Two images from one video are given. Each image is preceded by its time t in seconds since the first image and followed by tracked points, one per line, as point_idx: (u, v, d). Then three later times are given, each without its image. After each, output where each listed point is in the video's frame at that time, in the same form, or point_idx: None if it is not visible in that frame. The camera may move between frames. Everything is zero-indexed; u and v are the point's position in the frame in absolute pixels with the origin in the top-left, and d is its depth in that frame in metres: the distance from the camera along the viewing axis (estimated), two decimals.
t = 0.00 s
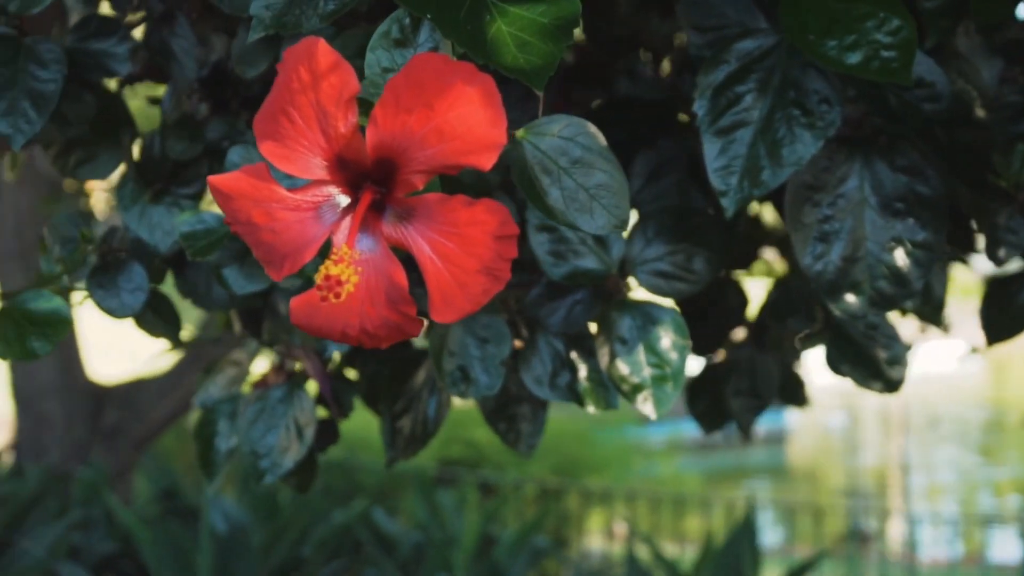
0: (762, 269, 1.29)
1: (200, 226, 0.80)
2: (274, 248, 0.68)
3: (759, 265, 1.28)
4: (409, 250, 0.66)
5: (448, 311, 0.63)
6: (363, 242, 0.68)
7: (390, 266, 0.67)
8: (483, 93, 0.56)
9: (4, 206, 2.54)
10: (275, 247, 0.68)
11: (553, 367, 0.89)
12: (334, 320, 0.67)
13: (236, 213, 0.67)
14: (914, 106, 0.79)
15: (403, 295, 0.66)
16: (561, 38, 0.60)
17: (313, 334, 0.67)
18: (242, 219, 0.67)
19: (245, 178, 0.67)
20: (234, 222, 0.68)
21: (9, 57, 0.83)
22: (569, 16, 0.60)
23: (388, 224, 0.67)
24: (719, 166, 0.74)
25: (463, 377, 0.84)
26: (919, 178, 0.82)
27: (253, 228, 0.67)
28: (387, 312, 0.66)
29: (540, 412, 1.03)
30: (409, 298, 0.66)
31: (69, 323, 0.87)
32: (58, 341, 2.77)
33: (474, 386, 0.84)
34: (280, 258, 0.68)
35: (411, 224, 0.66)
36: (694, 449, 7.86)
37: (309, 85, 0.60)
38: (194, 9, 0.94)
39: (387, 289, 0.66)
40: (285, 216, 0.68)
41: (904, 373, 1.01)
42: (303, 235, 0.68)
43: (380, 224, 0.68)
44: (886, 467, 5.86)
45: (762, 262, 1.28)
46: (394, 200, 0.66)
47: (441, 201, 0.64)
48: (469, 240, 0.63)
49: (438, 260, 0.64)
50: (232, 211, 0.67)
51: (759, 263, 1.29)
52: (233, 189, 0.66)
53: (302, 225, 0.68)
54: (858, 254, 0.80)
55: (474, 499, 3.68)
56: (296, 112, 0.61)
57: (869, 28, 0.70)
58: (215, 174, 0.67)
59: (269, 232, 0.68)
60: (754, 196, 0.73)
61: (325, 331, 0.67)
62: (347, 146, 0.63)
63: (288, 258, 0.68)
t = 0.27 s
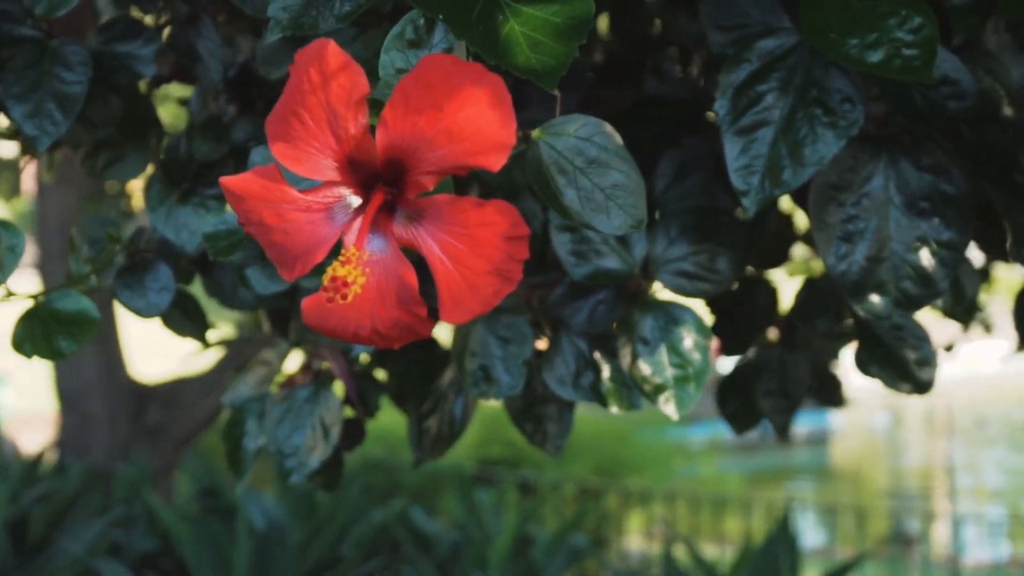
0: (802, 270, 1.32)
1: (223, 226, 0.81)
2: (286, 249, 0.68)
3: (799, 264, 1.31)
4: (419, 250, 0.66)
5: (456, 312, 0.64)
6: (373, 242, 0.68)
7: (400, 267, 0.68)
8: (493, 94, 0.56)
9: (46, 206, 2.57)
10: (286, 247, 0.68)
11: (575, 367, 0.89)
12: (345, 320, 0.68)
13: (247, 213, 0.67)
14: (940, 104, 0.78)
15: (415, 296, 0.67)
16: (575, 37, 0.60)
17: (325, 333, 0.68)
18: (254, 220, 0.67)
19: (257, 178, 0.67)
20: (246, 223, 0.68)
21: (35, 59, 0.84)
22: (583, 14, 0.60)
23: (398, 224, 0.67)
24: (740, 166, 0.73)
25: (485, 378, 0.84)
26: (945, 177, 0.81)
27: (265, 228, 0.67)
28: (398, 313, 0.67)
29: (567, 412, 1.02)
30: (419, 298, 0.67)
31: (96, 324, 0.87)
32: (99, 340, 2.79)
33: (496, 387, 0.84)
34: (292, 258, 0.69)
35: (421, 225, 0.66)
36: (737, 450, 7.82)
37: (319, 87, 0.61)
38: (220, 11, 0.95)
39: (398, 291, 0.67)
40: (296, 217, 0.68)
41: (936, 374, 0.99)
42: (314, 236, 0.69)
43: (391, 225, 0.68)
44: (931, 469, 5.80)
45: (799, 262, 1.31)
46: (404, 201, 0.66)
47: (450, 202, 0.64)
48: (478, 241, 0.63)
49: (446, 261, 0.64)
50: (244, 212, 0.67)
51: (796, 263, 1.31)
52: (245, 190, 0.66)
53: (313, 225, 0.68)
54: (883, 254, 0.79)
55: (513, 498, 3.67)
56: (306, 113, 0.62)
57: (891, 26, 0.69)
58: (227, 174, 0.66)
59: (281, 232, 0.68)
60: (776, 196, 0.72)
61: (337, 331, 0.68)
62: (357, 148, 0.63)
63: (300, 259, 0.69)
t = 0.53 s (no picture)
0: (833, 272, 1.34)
1: (243, 225, 0.82)
2: (297, 249, 0.68)
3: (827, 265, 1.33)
4: (429, 251, 0.67)
5: (466, 311, 0.64)
6: (383, 243, 0.68)
7: (409, 268, 0.68)
8: (501, 95, 0.56)
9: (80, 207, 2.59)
10: (297, 248, 0.69)
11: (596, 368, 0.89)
12: (354, 319, 0.67)
13: (258, 214, 0.68)
14: (962, 104, 0.78)
15: (425, 295, 0.67)
16: (587, 37, 0.60)
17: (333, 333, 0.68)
18: (264, 221, 0.68)
19: (268, 180, 0.67)
20: (258, 223, 0.68)
21: (59, 62, 0.85)
22: (596, 14, 0.60)
23: (409, 225, 0.68)
24: (759, 166, 0.73)
25: (505, 378, 0.84)
26: (967, 177, 0.81)
27: (276, 229, 0.68)
28: (407, 313, 0.67)
29: (590, 412, 1.03)
30: (429, 299, 0.67)
31: (118, 324, 0.88)
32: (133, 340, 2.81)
33: (516, 387, 0.84)
34: (302, 258, 0.69)
35: (432, 226, 0.66)
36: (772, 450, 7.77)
37: (329, 88, 0.62)
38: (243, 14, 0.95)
39: (408, 291, 0.67)
40: (307, 219, 0.68)
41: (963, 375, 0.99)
42: (324, 236, 0.69)
43: (401, 225, 0.68)
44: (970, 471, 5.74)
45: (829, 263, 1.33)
46: (415, 201, 0.67)
47: (461, 203, 0.64)
48: (489, 241, 0.63)
49: (457, 261, 0.64)
50: (255, 213, 0.68)
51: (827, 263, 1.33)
52: (257, 191, 0.67)
53: (324, 226, 0.69)
54: (904, 254, 0.79)
55: (546, 498, 3.66)
56: (316, 114, 0.63)
57: (910, 24, 0.69)
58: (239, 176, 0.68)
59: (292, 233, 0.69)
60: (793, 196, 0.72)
61: (346, 332, 0.68)
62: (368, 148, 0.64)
63: (311, 259, 0.69)
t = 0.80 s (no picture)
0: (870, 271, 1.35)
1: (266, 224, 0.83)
2: (311, 249, 0.69)
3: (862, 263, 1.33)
4: (442, 251, 0.67)
5: (478, 311, 0.64)
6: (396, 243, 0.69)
7: (421, 267, 0.68)
8: (513, 95, 0.57)
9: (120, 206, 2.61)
10: (312, 248, 0.69)
11: (619, 368, 0.88)
12: (368, 319, 0.68)
13: (273, 214, 0.69)
14: (988, 102, 0.77)
15: (437, 295, 0.67)
16: (602, 37, 0.60)
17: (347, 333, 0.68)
18: (279, 221, 0.69)
19: (282, 181, 0.68)
20: (275, 224, 0.69)
21: (87, 63, 0.86)
22: (611, 13, 0.60)
23: (421, 225, 0.68)
24: (781, 165, 0.72)
25: (527, 377, 0.84)
26: (993, 175, 0.80)
27: (291, 230, 0.69)
28: (420, 313, 0.67)
29: (617, 412, 1.02)
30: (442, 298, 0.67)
31: (146, 323, 0.89)
32: (173, 339, 2.83)
33: (538, 386, 0.84)
34: (317, 259, 0.70)
35: (444, 226, 0.66)
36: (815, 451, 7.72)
37: (343, 88, 0.63)
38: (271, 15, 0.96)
39: (421, 290, 0.67)
40: (321, 219, 0.69)
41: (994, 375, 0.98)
42: (338, 236, 0.70)
43: (414, 225, 0.68)
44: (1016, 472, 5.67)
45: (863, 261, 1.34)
46: (428, 202, 0.67)
47: (472, 203, 0.64)
48: (500, 242, 0.63)
49: (469, 261, 0.64)
50: (270, 213, 0.69)
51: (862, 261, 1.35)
52: (271, 192, 0.68)
53: (337, 226, 0.69)
54: (929, 253, 0.78)
55: (584, 498, 3.65)
56: (329, 115, 0.64)
57: (932, 22, 0.68)
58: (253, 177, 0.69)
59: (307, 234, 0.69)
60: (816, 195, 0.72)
61: (362, 331, 0.68)
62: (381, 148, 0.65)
63: (326, 259, 0.70)
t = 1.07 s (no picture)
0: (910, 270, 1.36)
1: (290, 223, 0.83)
2: (326, 248, 0.70)
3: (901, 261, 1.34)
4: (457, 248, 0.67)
5: (492, 308, 0.64)
6: (410, 240, 0.69)
7: (435, 265, 0.68)
8: (524, 94, 0.57)
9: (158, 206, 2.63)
10: (328, 246, 0.70)
11: (643, 366, 0.88)
12: (381, 316, 0.68)
13: (288, 213, 0.70)
14: (1014, 98, 0.77)
15: (450, 292, 0.67)
16: (618, 35, 0.60)
17: (361, 330, 0.69)
18: (295, 220, 0.70)
19: (297, 180, 0.69)
20: (291, 223, 0.70)
21: (114, 64, 0.87)
22: (627, 10, 0.60)
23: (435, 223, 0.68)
24: (803, 162, 0.72)
25: (550, 374, 0.84)
26: (1019, 172, 0.79)
27: (306, 229, 0.70)
28: (433, 310, 0.67)
29: (644, 411, 1.02)
30: (455, 295, 0.67)
31: (173, 323, 0.90)
32: (211, 338, 2.86)
33: (560, 383, 0.84)
34: (333, 257, 0.70)
35: (457, 224, 0.67)
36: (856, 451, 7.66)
37: (355, 87, 0.64)
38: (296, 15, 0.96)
39: (435, 287, 0.68)
40: (336, 218, 0.70)
41: None
42: (353, 234, 0.70)
43: (428, 223, 0.69)
44: None
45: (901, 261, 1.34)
46: (441, 200, 0.67)
47: (485, 201, 0.65)
48: (513, 239, 0.63)
49: (482, 258, 0.65)
50: (286, 212, 0.70)
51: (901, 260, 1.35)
52: (287, 191, 0.69)
53: (352, 225, 0.70)
54: (954, 251, 0.77)
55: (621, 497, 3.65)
56: (343, 114, 0.65)
57: (954, 18, 0.67)
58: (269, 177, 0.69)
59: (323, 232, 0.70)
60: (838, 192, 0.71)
61: (376, 328, 0.69)
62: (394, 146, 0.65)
63: (341, 258, 0.70)
